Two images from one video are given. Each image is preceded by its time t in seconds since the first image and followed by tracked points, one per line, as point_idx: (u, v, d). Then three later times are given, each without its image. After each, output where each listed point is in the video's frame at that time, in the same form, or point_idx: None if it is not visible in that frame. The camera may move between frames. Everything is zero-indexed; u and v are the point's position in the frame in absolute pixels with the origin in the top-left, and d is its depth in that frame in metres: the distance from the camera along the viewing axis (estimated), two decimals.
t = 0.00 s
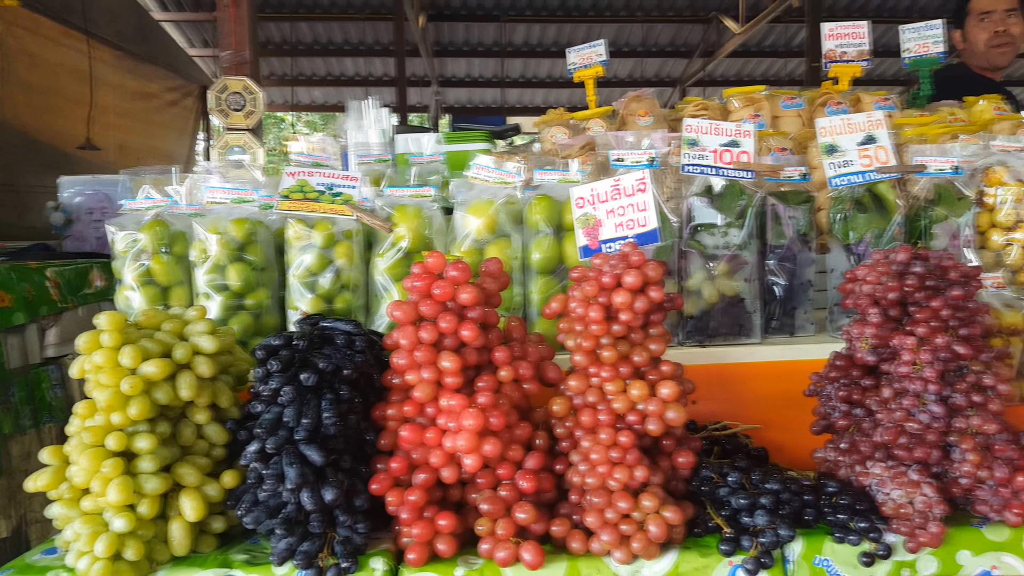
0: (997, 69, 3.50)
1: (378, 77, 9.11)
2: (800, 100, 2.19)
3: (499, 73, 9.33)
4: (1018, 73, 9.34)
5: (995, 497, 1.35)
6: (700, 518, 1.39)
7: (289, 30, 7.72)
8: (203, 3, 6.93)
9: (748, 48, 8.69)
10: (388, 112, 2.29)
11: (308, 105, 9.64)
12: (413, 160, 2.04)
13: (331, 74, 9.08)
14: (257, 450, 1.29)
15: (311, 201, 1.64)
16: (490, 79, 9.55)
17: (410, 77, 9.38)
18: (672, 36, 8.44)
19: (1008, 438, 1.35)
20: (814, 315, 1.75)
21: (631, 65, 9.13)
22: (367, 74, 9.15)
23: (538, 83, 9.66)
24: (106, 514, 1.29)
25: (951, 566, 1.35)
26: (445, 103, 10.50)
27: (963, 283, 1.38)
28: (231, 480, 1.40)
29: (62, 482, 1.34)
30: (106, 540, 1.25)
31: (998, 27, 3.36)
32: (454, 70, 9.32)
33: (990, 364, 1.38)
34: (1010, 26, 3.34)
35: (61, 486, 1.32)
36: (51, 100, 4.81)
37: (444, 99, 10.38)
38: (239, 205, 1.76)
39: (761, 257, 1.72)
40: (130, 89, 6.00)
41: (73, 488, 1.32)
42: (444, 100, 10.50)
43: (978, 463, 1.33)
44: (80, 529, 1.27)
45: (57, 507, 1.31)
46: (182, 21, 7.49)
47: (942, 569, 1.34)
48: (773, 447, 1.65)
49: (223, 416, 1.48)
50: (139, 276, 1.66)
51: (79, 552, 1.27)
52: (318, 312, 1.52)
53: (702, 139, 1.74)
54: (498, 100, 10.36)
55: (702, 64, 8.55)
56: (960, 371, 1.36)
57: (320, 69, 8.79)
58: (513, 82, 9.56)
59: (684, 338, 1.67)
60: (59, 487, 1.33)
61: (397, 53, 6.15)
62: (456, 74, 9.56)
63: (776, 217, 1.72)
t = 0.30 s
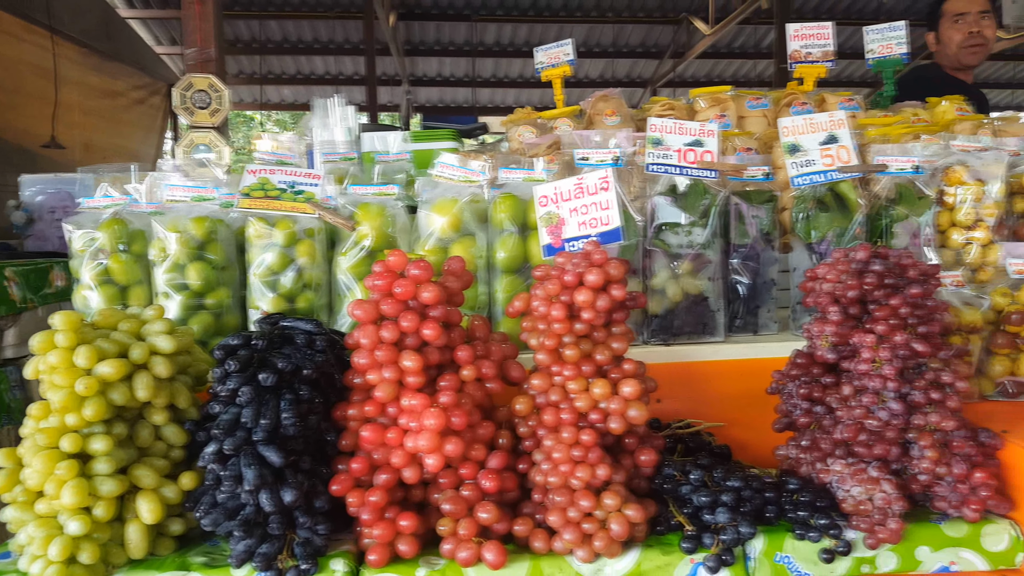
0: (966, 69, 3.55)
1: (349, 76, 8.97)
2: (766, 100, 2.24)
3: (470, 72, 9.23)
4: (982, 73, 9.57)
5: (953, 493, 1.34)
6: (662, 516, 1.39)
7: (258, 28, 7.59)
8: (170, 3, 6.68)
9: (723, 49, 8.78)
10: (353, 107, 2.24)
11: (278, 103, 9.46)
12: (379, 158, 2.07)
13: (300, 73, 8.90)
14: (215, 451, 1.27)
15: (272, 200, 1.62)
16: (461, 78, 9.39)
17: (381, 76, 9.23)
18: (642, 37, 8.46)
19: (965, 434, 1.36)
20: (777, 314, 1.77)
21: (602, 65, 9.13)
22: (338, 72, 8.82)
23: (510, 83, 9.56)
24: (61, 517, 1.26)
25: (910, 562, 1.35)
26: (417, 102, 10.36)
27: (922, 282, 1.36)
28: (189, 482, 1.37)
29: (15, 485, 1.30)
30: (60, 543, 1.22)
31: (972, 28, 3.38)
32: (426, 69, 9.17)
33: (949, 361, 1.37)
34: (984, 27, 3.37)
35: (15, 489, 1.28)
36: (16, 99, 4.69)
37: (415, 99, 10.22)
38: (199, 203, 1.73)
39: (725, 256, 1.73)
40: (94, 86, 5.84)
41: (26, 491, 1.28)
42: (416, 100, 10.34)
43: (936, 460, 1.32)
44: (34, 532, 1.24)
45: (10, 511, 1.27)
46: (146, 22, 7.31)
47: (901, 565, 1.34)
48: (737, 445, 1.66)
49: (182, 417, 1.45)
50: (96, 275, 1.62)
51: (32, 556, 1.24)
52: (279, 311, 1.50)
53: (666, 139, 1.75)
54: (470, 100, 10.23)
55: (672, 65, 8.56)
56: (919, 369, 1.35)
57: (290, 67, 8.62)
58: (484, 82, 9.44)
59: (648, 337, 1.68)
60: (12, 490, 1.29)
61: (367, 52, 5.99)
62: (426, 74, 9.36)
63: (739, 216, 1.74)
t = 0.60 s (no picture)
0: (939, 70, 3.58)
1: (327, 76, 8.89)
2: (735, 102, 2.27)
3: (447, 72, 9.18)
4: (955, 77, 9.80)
5: (912, 491, 1.35)
6: (625, 515, 1.40)
7: (235, 28, 7.54)
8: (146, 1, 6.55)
9: (700, 50, 8.83)
10: (324, 107, 2.25)
11: (256, 103, 9.36)
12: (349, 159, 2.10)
13: (278, 72, 8.80)
14: (174, 454, 1.26)
15: (236, 200, 1.61)
16: (440, 78, 9.36)
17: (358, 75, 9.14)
18: (620, 37, 8.48)
19: (924, 433, 1.37)
20: (743, 314, 1.79)
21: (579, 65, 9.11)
22: (315, 71, 8.81)
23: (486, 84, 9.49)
24: (18, 520, 1.23)
25: (870, 560, 1.34)
26: (395, 101, 10.27)
27: (881, 282, 1.37)
28: (150, 484, 1.35)
29: None
30: (16, 547, 1.19)
31: (945, 30, 3.42)
32: (403, 69, 9.10)
33: (908, 361, 1.38)
34: (956, 29, 3.42)
35: None
36: None
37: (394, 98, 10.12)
38: (163, 203, 1.71)
39: (691, 256, 1.75)
40: (68, 85, 5.75)
41: None
42: (394, 100, 10.24)
43: (895, 459, 1.32)
44: None
45: None
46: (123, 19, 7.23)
47: (861, 563, 1.34)
48: (701, 444, 1.68)
49: (142, 419, 1.44)
50: (58, 276, 1.59)
51: None
52: (242, 312, 1.49)
53: (633, 140, 1.76)
54: (448, 100, 10.15)
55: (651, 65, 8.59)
56: (878, 369, 1.36)
57: (268, 66, 8.53)
58: (463, 81, 9.37)
59: (615, 337, 1.70)
60: None
61: (346, 51, 5.95)
62: (406, 74, 9.28)
63: (705, 216, 1.75)
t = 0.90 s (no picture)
0: (909, 70, 3.61)
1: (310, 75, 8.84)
2: (707, 103, 2.30)
3: (430, 71, 9.15)
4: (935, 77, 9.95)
5: (868, 490, 1.35)
6: (584, 515, 1.40)
7: (217, 27, 7.51)
8: None
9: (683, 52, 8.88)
10: (294, 107, 2.26)
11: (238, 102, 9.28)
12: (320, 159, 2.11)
13: (260, 71, 8.74)
14: (128, 455, 1.24)
15: (197, 200, 1.60)
16: (424, 78, 9.33)
17: (341, 74, 9.09)
18: (603, 37, 8.50)
19: (880, 432, 1.37)
20: (709, 313, 1.80)
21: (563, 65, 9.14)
22: (297, 70, 8.69)
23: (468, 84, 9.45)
24: None
25: (827, 558, 1.35)
26: (378, 101, 10.20)
27: (838, 282, 1.38)
28: (106, 486, 1.34)
29: None
30: None
31: (915, 31, 3.45)
32: (387, 68, 9.05)
33: (865, 361, 1.39)
34: (926, 30, 3.45)
35: None
36: None
37: (377, 97, 10.06)
38: (125, 203, 1.70)
39: (656, 257, 1.76)
40: (47, 84, 5.69)
41: None
42: (377, 100, 10.17)
43: (851, 457, 1.33)
44: None
45: None
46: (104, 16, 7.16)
47: (818, 562, 1.35)
48: (665, 443, 1.70)
49: (100, 421, 1.43)
50: (18, 276, 1.57)
51: None
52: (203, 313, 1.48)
53: (599, 141, 1.76)
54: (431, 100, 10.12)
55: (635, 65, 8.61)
56: (835, 368, 1.37)
57: (250, 64, 8.47)
58: (446, 81, 9.32)
59: (581, 337, 1.70)
60: None
61: (327, 50, 5.91)
62: (389, 73, 9.24)
63: (670, 217, 1.75)
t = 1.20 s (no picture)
0: (883, 71, 3.64)
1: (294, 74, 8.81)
2: (681, 103, 2.31)
3: (415, 71, 9.13)
4: (919, 77, 10.04)
5: (829, 487, 1.36)
6: (548, 513, 1.40)
7: (200, 26, 7.48)
8: None
9: (668, 53, 8.91)
10: (268, 104, 2.22)
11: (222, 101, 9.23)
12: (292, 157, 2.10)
13: (245, 70, 8.70)
14: (84, 456, 1.22)
15: (161, 199, 1.60)
16: (410, 78, 9.32)
17: (326, 74, 9.06)
18: (587, 37, 8.53)
19: (841, 430, 1.38)
20: (678, 312, 1.81)
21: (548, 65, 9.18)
22: (281, 70, 8.81)
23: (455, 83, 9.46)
24: None
25: (788, 555, 1.36)
26: (364, 100, 10.14)
27: (798, 281, 1.39)
28: (65, 487, 1.33)
29: None
30: None
31: (889, 31, 3.47)
32: (371, 68, 9.03)
33: (826, 359, 1.40)
34: (900, 31, 3.47)
35: None
36: None
37: (362, 97, 10.02)
38: (89, 202, 1.69)
39: (625, 256, 1.76)
40: (30, 82, 5.65)
41: None
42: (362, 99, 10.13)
43: (812, 454, 1.34)
44: None
45: None
46: (86, 14, 7.11)
47: (779, 559, 1.36)
48: (631, 441, 1.71)
49: (58, 421, 1.41)
50: None
51: None
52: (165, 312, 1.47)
53: (567, 140, 1.77)
54: (417, 100, 10.12)
55: (620, 66, 8.64)
56: (797, 366, 1.37)
57: (234, 63, 8.43)
58: (432, 80, 9.30)
59: (550, 336, 1.70)
60: None
61: (309, 49, 5.89)
62: (375, 73, 9.22)
63: (639, 216, 1.76)
